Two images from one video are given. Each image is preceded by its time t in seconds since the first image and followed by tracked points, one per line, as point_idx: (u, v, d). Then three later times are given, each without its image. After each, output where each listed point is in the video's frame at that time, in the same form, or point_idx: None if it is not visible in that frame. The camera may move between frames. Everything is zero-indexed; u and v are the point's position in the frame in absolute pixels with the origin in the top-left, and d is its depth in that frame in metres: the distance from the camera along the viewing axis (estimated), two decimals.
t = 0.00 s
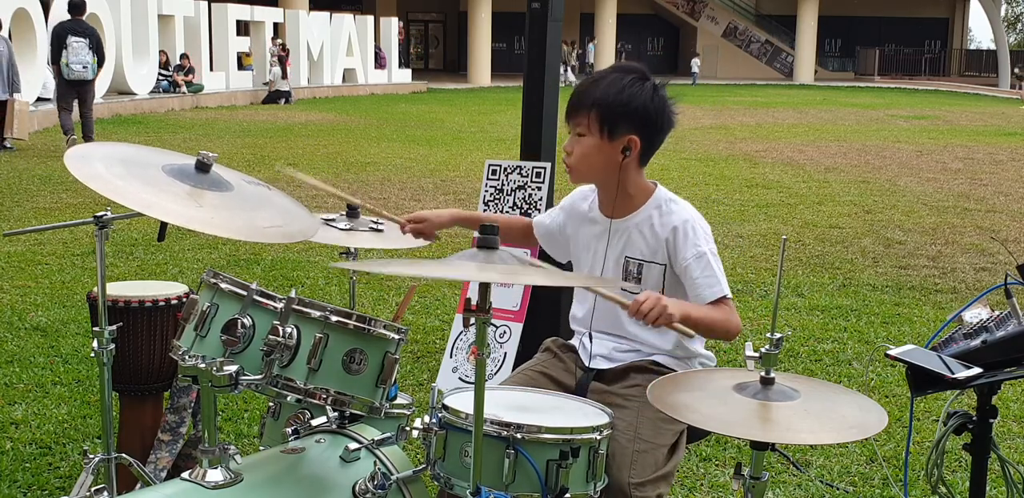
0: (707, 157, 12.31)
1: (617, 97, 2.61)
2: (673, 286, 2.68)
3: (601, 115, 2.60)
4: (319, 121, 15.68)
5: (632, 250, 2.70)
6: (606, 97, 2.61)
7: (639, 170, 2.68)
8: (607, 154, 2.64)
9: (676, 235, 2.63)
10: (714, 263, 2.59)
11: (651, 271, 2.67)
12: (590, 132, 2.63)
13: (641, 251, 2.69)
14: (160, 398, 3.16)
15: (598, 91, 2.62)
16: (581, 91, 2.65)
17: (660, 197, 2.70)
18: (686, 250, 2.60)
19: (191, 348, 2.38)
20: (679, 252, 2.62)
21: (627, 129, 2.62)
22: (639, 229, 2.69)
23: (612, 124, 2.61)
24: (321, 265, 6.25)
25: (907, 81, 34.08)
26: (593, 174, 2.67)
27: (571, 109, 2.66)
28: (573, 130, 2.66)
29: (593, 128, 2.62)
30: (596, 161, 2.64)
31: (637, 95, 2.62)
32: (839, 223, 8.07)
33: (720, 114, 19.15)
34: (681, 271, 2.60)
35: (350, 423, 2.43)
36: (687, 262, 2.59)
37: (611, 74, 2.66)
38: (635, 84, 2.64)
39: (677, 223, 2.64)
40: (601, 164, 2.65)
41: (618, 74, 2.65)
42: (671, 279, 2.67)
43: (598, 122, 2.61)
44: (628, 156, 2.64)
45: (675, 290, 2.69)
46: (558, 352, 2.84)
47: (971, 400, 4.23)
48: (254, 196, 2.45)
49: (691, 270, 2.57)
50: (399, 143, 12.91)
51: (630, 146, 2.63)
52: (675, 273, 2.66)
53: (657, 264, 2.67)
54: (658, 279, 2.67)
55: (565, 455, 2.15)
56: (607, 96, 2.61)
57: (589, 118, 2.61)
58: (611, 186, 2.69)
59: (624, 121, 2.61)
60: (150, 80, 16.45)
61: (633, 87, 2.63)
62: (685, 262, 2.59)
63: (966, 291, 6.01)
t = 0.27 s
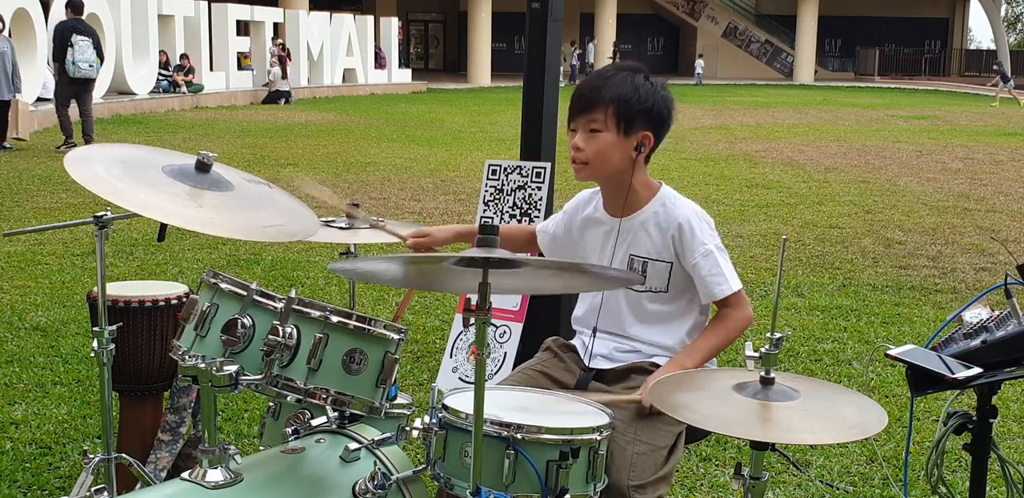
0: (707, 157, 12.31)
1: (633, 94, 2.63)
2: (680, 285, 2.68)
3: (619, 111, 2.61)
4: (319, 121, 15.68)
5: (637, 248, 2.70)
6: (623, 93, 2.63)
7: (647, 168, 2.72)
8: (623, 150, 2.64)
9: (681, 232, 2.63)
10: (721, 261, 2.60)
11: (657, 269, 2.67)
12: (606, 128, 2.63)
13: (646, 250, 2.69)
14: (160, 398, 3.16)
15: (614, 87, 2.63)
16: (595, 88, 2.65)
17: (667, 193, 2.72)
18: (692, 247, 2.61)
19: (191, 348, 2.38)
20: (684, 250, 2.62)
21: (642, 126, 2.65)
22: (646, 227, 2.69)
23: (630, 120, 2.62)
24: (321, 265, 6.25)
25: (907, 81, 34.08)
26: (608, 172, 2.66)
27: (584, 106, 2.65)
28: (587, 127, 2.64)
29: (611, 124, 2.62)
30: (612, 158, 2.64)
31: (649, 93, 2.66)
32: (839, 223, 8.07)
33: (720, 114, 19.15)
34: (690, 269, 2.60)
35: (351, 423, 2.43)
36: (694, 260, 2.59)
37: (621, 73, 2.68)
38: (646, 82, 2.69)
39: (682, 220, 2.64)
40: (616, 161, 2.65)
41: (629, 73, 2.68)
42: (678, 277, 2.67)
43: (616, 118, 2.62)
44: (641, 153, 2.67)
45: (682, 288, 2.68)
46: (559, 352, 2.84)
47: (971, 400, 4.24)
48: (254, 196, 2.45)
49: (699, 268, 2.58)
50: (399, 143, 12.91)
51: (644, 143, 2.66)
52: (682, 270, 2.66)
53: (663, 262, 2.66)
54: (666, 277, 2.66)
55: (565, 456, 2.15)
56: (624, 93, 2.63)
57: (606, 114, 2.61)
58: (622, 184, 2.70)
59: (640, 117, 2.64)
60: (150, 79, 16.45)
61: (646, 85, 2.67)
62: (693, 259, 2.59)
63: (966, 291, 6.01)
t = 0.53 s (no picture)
0: (707, 157, 12.31)
1: (652, 89, 2.66)
2: (687, 274, 2.69)
3: (642, 105, 2.62)
4: (319, 121, 15.68)
5: (643, 240, 2.70)
6: (644, 88, 2.64)
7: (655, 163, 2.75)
8: (643, 144, 2.65)
9: (687, 221, 2.64)
10: (726, 246, 2.62)
11: (663, 260, 2.67)
12: (631, 121, 2.62)
13: (652, 241, 2.69)
14: (160, 398, 3.16)
15: (635, 81, 2.64)
16: (617, 80, 2.63)
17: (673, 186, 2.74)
18: (698, 235, 2.62)
19: (191, 348, 2.38)
20: (691, 239, 2.63)
21: (659, 121, 2.68)
22: (653, 218, 2.69)
23: (652, 115, 2.64)
24: (321, 265, 6.25)
25: (907, 81, 34.07)
26: (630, 165, 2.65)
27: (607, 97, 2.62)
28: (612, 120, 2.62)
29: (634, 117, 2.63)
30: (635, 151, 2.64)
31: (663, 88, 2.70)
32: (839, 223, 8.07)
33: (720, 114, 19.15)
34: (698, 257, 2.61)
35: (351, 423, 2.43)
36: (701, 248, 2.60)
37: (636, 68, 2.70)
38: (658, 79, 2.72)
39: (687, 209, 2.65)
40: (638, 154, 2.65)
41: (643, 69, 2.70)
42: (685, 267, 2.68)
43: (640, 111, 2.62)
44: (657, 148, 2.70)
45: (688, 279, 2.70)
46: (558, 352, 2.84)
47: (971, 400, 4.24)
48: (254, 196, 2.45)
49: (706, 256, 2.59)
50: (399, 143, 12.91)
51: (658, 137, 2.69)
52: (688, 259, 2.67)
53: (669, 252, 2.67)
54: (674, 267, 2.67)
55: (565, 455, 2.15)
56: (645, 87, 2.65)
57: (632, 107, 2.61)
58: (638, 177, 2.70)
59: (658, 112, 2.66)
60: (150, 80, 16.45)
61: (659, 81, 2.71)
62: (700, 247, 2.61)
63: (966, 291, 6.01)
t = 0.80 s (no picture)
0: (707, 157, 12.31)
1: (658, 85, 2.66)
2: (685, 270, 2.66)
3: (648, 101, 2.63)
4: (318, 121, 15.68)
5: (641, 234, 2.70)
6: (649, 84, 2.65)
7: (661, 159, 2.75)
8: (650, 139, 2.65)
9: (682, 214, 2.64)
10: (721, 243, 2.59)
11: (661, 255, 2.66)
12: (638, 116, 2.62)
13: (651, 235, 2.69)
14: (160, 398, 3.16)
15: (640, 77, 2.65)
16: (623, 77, 2.64)
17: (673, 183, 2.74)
18: (693, 229, 2.61)
19: (191, 348, 2.38)
20: (687, 233, 2.62)
21: (665, 117, 2.68)
22: (651, 213, 2.69)
23: (657, 110, 2.65)
24: (321, 265, 6.25)
25: (907, 81, 34.07)
26: (637, 162, 2.65)
27: (613, 94, 2.62)
28: (618, 116, 2.62)
29: (641, 113, 2.63)
30: (642, 147, 2.64)
31: (667, 84, 2.71)
32: (839, 223, 8.06)
33: (720, 114, 19.15)
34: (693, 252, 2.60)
35: (350, 423, 2.43)
36: (696, 242, 2.59)
37: (639, 66, 2.71)
38: (661, 77, 2.73)
39: (683, 204, 2.65)
40: (644, 150, 2.65)
41: (646, 67, 2.71)
42: (683, 262, 2.66)
43: (646, 107, 2.63)
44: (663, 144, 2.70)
45: (688, 275, 2.67)
46: (565, 341, 2.88)
47: (971, 400, 4.24)
48: (254, 196, 2.45)
49: (700, 250, 2.58)
50: (399, 143, 12.90)
51: (664, 133, 2.69)
52: (686, 255, 2.65)
53: (667, 246, 2.66)
54: (672, 262, 2.65)
55: (565, 455, 2.15)
56: (651, 83, 2.65)
57: (637, 103, 2.62)
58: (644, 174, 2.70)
59: (663, 109, 2.67)
60: (150, 79, 16.45)
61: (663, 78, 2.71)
62: (695, 241, 2.59)
63: (966, 291, 6.01)
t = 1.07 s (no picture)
0: (707, 157, 12.31)
1: (647, 86, 2.66)
2: (678, 272, 2.65)
3: (637, 102, 2.63)
4: (319, 121, 15.68)
5: (634, 235, 2.69)
6: (638, 84, 2.65)
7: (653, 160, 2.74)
8: (641, 139, 2.65)
9: (672, 217, 2.62)
10: (716, 243, 2.56)
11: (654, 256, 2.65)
12: (627, 118, 2.62)
13: (643, 236, 2.68)
14: (160, 398, 3.16)
15: (629, 78, 2.65)
16: (612, 78, 2.64)
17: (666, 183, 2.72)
18: (684, 231, 2.59)
19: (191, 348, 2.38)
20: (678, 234, 2.61)
21: (655, 117, 2.68)
22: (641, 215, 2.68)
23: (646, 111, 2.64)
24: (321, 264, 6.25)
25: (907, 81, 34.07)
26: (627, 163, 2.65)
27: (601, 95, 2.63)
28: (607, 117, 2.63)
29: (630, 114, 2.63)
30: (632, 148, 2.64)
31: (658, 85, 2.70)
32: (839, 223, 8.07)
33: (720, 114, 19.15)
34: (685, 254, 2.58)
35: (350, 423, 2.43)
36: (688, 244, 2.57)
37: (627, 66, 2.71)
38: (651, 76, 2.73)
39: (673, 206, 2.63)
40: (635, 150, 2.65)
41: (635, 67, 2.71)
42: (676, 264, 2.64)
43: (635, 108, 2.63)
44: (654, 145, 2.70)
45: (681, 276, 2.65)
46: (563, 343, 2.86)
47: (971, 400, 4.24)
48: (254, 196, 2.45)
49: (694, 252, 2.55)
50: (399, 143, 12.90)
51: (655, 134, 2.68)
52: (679, 257, 2.63)
53: (659, 248, 2.65)
54: (664, 263, 2.64)
55: (565, 455, 2.15)
56: (640, 84, 2.65)
57: (626, 104, 2.62)
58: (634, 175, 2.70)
59: (653, 109, 2.67)
60: (150, 79, 16.45)
61: (653, 78, 2.71)
62: (686, 244, 2.57)
63: (966, 291, 6.01)
